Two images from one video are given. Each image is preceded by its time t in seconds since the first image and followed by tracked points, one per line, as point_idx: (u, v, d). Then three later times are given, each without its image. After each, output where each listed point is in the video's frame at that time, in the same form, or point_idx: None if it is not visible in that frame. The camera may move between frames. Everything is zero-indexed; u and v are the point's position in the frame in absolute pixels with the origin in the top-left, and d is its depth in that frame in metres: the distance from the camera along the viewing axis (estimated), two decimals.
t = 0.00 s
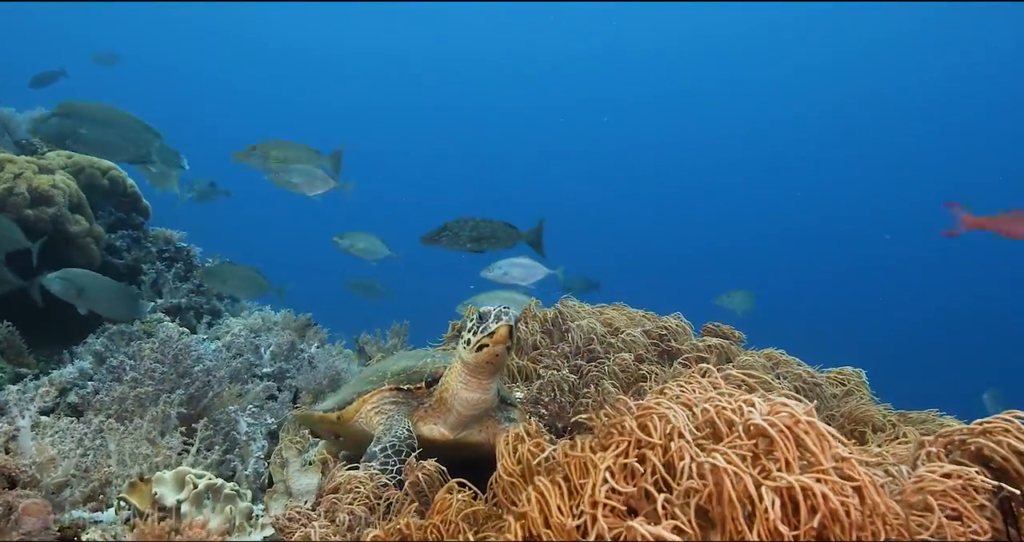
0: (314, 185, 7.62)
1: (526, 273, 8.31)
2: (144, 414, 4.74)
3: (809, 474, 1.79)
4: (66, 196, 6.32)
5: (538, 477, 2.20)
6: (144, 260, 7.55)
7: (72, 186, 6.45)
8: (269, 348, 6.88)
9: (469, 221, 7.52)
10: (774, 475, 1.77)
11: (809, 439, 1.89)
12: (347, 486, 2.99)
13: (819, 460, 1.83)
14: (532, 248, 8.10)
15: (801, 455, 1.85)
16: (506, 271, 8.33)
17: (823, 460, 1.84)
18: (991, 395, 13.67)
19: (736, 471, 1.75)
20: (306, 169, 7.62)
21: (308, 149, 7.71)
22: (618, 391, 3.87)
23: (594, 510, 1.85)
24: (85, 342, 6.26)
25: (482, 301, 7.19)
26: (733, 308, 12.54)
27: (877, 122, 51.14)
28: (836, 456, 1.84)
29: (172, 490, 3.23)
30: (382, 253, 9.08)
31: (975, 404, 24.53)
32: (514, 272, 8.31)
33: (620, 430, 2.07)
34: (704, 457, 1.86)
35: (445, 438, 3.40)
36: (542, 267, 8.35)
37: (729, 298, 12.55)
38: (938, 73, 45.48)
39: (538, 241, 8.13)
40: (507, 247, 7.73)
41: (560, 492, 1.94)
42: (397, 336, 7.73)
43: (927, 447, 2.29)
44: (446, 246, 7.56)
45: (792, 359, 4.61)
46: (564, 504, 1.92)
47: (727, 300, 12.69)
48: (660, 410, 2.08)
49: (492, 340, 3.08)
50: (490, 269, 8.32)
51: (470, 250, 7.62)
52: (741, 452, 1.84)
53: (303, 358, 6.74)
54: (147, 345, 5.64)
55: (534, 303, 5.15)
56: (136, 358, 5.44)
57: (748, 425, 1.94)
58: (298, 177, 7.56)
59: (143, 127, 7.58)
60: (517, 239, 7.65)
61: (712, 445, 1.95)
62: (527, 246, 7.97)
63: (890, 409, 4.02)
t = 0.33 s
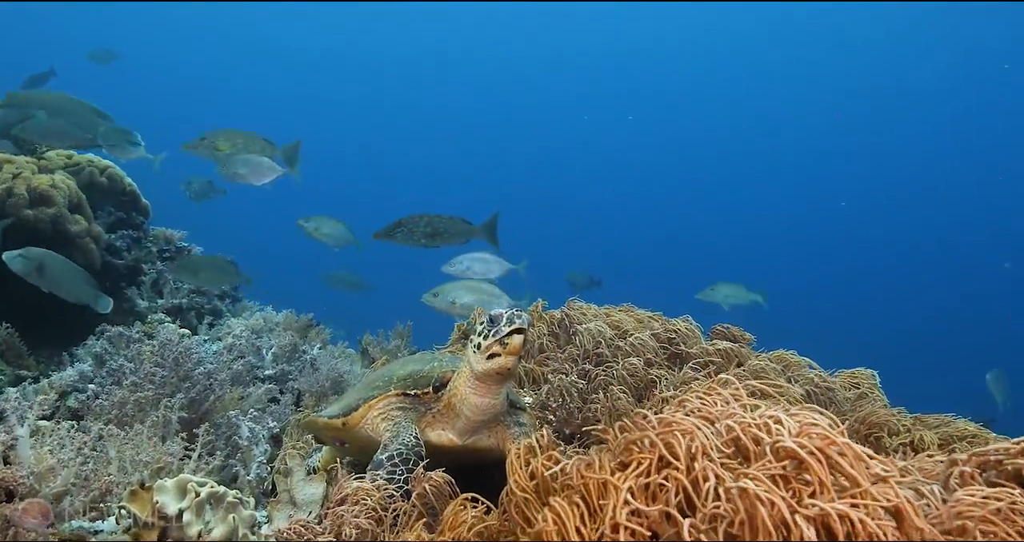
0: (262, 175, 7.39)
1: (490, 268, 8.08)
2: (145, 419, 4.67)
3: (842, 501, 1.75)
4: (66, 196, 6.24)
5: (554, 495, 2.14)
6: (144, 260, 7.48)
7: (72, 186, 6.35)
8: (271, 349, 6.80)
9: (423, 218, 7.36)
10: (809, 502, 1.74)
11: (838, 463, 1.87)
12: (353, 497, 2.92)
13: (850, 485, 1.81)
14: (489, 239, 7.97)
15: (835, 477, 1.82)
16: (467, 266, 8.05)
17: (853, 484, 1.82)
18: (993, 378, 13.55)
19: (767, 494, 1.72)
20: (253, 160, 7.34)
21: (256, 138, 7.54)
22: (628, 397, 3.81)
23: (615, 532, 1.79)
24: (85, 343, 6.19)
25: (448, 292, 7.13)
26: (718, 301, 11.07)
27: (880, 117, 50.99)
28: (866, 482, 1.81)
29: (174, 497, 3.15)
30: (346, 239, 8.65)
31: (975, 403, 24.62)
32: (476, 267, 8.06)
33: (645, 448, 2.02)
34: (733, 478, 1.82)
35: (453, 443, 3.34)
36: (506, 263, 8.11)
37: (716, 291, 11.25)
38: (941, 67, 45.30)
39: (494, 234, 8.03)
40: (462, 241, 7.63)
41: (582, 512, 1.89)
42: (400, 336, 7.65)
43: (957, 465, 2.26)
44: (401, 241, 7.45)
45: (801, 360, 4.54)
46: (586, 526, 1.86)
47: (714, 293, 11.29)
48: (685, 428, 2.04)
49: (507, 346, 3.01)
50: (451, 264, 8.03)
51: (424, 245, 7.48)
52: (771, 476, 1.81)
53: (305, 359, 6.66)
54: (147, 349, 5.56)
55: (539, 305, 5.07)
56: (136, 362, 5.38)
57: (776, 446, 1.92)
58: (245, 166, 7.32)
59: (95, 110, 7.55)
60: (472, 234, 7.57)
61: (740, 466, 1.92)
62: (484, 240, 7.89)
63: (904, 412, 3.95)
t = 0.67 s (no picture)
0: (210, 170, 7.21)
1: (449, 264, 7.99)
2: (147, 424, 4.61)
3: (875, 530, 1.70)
4: (66, 197, 6.19)
5: (570, 514, 2.08)
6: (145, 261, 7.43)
7: (72, 187, 6.32)
8: (274, 351, 6.74)
9: (374, 216, 7.29)
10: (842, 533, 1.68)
11: (869, 486, 1.82)
12: (360, 507, 2.85)
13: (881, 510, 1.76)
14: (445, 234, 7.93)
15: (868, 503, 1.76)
16: (427, 261, 7.97)
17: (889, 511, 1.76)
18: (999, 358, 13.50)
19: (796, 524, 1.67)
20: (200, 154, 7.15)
21: (208, 131, 7.44)
22: (639, 402, 3.77)
23: None
24: (86, 345, 6.14)
25: (412, 285, 7.13)
26: (703, 299, 11.02)
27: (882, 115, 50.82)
28: (901, 508, 1.77)
29: (178, 506, 3.09)
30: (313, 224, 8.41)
31: (974, 399, 24.60)
32: (435, 262, 7.97)
33: (669, 470, 1.96)
34: (760, 505, 1.77)
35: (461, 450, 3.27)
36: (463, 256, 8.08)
37: (697, 289, 11.12)
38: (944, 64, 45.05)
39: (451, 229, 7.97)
40: (417, 239, 7.55)
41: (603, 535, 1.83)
42: (404, 338, 7.62)
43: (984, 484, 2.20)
44: (354, 239, 7.37)
45: (814, 365, 4.48)
46: None
47: (696, 291, 11.22)
48: (704, 449, 1.99)
49: (519, 354, 2.94)
50: (409, 260, 7.92)
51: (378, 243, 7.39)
52: (799, 501, 1.76)
53: (308, 362, 6.60)
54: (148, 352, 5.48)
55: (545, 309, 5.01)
56: (137, 365, 5.30)
57: (804, 468, 1.86)
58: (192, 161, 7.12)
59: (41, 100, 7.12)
60: (427, 232, 7.51)
61: (766, 489, 1.87)
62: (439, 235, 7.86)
63: (921, 417, 3.90)
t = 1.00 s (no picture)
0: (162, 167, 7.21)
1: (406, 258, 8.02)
2: (152, 425, 4.58)
3: None
4: (68, 197, 6.16)
5: (588, 528, 2.04)
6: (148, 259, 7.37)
7: (75, 186, 6.30)
8: (278, 351, 6.70)
9: (329, 210, 7.22)
10: None
11: (900, 505, 1.79)
12: (367, 516, 2.80)
13: (912, 532, 1.72)
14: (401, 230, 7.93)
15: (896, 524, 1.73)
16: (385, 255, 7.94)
17: (921, 534, 1.73)
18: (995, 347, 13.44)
19: None
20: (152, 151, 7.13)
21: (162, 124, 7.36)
22: (648, 406, 3.74)
23: None
24: (89, 345, 6.10)
25: (374, 278, 7.08)
26: (679, 297, 10.98)
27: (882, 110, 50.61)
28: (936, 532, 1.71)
29: (184, 510, 3.06)
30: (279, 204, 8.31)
31: (972, 396, 24.41)
32: (392, 255, 7.95)
33: (688, 484, 1.93)
34: (789, 525, 1.74)
35: (472, 454, 3.24)
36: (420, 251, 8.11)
37: (672, 287, 11.08)
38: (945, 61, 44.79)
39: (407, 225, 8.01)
40: (372, 235, 7.51)
41: None
42: (409, 338, 7.59)
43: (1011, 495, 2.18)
44: (308, 234, 7.27)
45: (826, 368, 4.44)
46: None
47: (672, 289, 11.18)
48: (725, 466, 1.96)
49: (531, 357, 2.90)
50: (366, 254, 7.86)
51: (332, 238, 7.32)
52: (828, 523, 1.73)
53: (313, 362, 6.56)
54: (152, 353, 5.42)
55: (551, 310, 4.95)
56: (142, 364, 5.26)
57: (833, 486, 1.84)
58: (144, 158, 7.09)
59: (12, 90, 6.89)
60: (382, 229, 7.46)
61: (792, 509, 1.83)
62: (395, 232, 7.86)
63: (934, 420, 3.87)
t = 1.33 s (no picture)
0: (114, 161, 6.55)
1: (364, 253, 8.28)
2: (159, 425, 4.55)
3: None
4: (72, 195, 6.12)
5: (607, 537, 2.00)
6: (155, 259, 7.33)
7: (80, 185, 6.27)
8: (284, 350, 6.69)
9: (289, 203, 7.20)
10: None
11: (934, 519, 1.73)
12: (380, 522, 2.76)
13: None
14: (360, 226, 8.09)
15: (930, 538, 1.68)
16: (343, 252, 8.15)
17: None
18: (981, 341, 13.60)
19: None
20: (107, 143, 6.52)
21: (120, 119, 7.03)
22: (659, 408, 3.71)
23: None
24: (94, 344, 6.07)
25: (338, 273, 7.11)
26: (656, 294, 11.43)
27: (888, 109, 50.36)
28: None
29: (192, 513, 3.04)
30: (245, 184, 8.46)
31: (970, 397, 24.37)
32: (352, 251, 8.20)
33: (712, 496, 1.88)
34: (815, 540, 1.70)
35: (484, 456, 3.19)
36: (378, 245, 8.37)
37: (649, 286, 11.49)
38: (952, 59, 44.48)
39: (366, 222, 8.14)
40: (330, 231, 7.57)
41: None
42: (416, 337, 7.54)
43: None
44: (268, 228, 7.23)
45: (838, 369, 4.40)
46: None
47: (648, 287, 11.61)
48: (750, 478, 1.91)
49: (545, 360, 2.86)
50: (325, 252, 8.03)
51: (290, 233, 7.33)
52: (859, 539, 1.68)
53: (319, 362, 6.52)
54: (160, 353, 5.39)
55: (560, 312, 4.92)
56: (149, 365, 5.23)
57: (863, 500, 1.79)
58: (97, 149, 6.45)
59: None
60: (339, 224, 7.54)
61: (820, 523, 1.79)
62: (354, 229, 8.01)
63: (947, 423, 3.83)
